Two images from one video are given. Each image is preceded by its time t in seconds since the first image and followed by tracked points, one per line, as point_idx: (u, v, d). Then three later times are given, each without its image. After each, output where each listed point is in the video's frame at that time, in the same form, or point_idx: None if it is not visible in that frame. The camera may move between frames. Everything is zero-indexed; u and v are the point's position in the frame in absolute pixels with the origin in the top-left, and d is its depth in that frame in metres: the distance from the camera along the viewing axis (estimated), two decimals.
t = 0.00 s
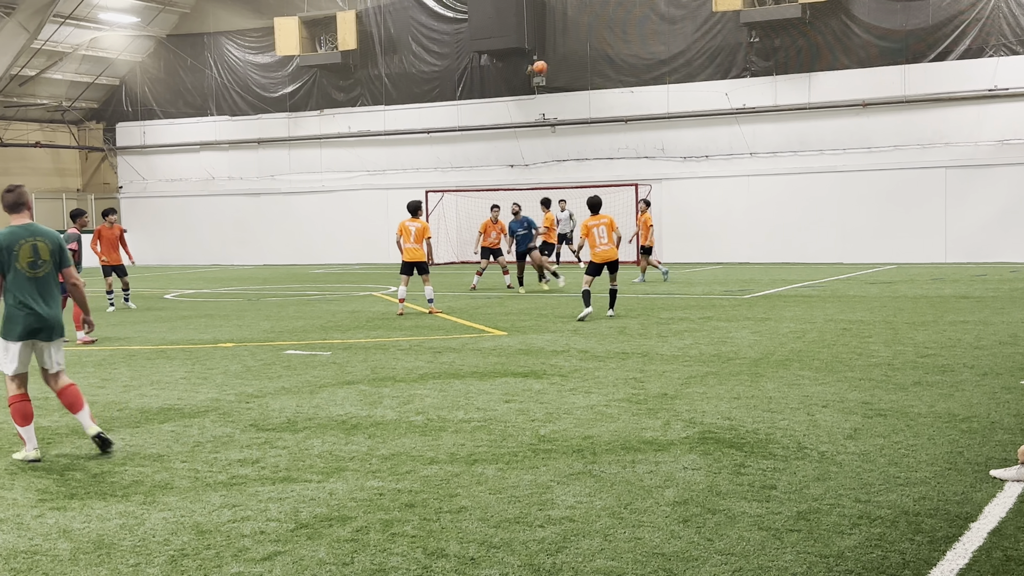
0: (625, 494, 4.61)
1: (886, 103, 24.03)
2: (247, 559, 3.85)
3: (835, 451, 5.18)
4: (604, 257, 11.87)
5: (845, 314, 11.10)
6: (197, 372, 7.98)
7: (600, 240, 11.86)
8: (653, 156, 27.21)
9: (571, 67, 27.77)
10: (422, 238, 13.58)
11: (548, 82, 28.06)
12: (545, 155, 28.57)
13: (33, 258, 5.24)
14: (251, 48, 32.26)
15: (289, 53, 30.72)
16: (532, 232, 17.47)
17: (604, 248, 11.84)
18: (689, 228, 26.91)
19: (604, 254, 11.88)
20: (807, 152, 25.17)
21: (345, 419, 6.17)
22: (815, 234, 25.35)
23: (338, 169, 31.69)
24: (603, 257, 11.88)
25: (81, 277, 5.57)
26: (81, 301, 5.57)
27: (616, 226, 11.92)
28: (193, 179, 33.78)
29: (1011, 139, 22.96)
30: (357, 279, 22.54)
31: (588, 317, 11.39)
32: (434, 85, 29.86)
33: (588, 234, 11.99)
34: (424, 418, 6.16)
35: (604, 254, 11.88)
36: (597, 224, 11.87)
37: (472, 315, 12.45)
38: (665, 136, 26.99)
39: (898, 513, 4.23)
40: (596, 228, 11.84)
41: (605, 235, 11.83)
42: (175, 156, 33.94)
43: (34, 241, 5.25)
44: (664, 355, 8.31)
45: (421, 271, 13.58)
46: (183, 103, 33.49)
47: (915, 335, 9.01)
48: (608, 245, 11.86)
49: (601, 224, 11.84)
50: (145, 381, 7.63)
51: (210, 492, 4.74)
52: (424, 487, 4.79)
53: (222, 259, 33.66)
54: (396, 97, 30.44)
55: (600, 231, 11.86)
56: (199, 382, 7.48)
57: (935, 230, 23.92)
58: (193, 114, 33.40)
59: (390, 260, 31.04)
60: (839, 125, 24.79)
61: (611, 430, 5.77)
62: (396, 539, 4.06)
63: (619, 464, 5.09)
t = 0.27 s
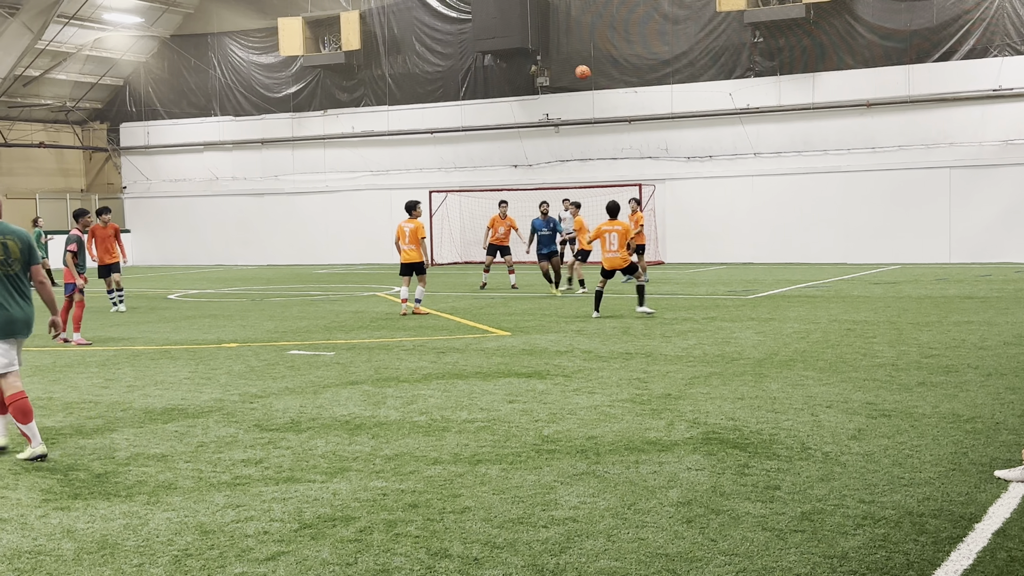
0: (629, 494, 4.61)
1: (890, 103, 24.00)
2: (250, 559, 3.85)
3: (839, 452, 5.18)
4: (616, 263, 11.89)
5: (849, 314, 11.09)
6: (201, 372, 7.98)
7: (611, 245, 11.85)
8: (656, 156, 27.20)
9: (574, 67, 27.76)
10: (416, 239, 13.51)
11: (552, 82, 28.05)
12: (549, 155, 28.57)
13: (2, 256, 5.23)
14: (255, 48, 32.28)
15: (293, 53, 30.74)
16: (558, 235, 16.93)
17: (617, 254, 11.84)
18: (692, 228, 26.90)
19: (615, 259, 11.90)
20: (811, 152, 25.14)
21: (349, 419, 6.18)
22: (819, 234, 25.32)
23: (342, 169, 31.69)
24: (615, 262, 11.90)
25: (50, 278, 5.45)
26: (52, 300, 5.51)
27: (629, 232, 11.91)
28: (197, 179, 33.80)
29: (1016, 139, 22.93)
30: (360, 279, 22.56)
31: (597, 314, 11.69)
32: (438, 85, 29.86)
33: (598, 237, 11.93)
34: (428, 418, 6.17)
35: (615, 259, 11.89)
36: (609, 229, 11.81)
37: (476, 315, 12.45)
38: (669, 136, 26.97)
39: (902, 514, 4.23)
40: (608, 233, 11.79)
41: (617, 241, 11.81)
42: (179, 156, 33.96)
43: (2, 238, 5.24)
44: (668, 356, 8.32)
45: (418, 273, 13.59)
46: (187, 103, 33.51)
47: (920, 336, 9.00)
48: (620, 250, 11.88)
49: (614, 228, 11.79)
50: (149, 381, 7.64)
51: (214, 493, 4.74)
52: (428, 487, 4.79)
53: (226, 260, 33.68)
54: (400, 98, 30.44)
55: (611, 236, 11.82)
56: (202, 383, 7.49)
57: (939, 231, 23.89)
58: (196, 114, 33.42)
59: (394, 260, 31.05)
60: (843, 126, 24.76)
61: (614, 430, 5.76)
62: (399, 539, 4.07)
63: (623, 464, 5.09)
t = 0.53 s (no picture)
0: (632, 495, 4.61)
1: (893, 103, 23.99)
2: (252, 559, 3.85)
3: (841, 452, 5.17)
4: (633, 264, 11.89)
5: (852, 314, 11.08)
6: (204, 372, 8.00)
7: (629, 246, 11.88)
8: (659, 156, 27.19)
9: (577, 67, 27.76)
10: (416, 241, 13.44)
11: (555, 82, 28.04)
12: (551, 155, 28.57)
13: None
14: (258, 49, 32.30)
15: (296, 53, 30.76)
16: (573, 246, 16.72)
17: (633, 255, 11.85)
18: (695, 228, 26.88)
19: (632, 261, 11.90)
20: (814, 152, 25.13)
21: (352, 419, 6.18)
22: (821, 235, 25.31)
23: (344, 170, 31.70)
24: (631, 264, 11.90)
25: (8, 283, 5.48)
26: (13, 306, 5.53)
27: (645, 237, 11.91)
28: (200, 180, 33.83)
29: (1019, 140, 22.91)
30: (363, 280, 22.59)
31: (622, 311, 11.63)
32: (440, 86, 29.87)
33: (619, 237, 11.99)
34: (430, 418, 6.17)
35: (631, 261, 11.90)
36: (629, 231, 11.89)
37: (479, 316, 12.46)
38: (672, 136, 26.96)
39: (905, 514, 4.22)
40: (627, 234, 11.85)
41: (635, 243, 11.85)
42: (182, 157, 33.98)
43: None
44: (670, 356, 8.32)
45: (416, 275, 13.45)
46: (189, 103, 33.53)
47: (923, 336, 8.99)
48: (637, 253, 11.88)
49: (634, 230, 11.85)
50: (152, 381, 7.65)
51: (216, 493, 4.74)
52: (430, 488, 4.79)
53: (229, 260, 33.69)
54: (402, 98, 30.45)
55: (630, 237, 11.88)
56: (205, 383, 7.49)
57: (942, 231, 23.87)
58: (199, 115, 33.45)
59: (396, 261, 31.05)
60: (846, 126, 24.75)
61: (617, 430, 5.76)
62: (401, 539, 4.06)
63: (625, 464, 5.09)
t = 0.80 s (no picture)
0: (633, 495, 4.61)
1: (894, 103, 23.99)
2: (254, 559, 3.85)
3: (843, 452, 5.18)
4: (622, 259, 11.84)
5: (853, 314, 11.07)
6: (206, 372, 8.01)
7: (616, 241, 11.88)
8: (660, 156, 27.20)
9: (578, 68, 27.77)
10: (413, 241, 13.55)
11: (556, 82, 28.04)
12: (552, 155, 28.57)
13: None
14: (259, 49, 32.32)
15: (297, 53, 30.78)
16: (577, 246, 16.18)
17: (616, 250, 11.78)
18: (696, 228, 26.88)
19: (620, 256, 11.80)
20: (815, 152, 25.13)
21: (353, 419, 6.19)
22: (823, 235, 25.30)
23: (345, 170, 31.70)
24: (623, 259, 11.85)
25: None
26: None
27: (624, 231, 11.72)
28: (201, 180, 33.85)
29: (1020, 140, 22.89)
30: (363, 280, 22.60)
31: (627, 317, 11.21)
32: (442, 86, 29.88)
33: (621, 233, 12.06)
34: (432, 418, 6.17)
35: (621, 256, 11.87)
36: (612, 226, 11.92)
37: (479, 316, 12.46)
38: (673, 137, 26.97)
39: (907, 515, 4.22)
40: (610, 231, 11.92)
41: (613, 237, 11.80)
42: (183, 157, 34.01)
43: None
44: (672, 356, 8.32)
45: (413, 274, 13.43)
46: (190, 104, 33.55)
47: (924, 336, 8.99)
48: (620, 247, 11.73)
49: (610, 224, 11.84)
50: (153, 381, 7.65)
51: (218, 493, 4.74)
52: (432, 488, 4.79)
53: (229, 260, 33.71)
54: (404, 98, 30.47)
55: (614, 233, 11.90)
56: (207, 383, 7.50)
57: (943, 232, 23.85)
58: (200, 115, 33.47)
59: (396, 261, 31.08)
60: (848, 126, 24.74)
61: (617, 431, 5.76)
62: (403, 539, 4.07)
63: (627, 464, 5.10)
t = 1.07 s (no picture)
0: (634, 495, 4.61)
1: (895, 103, 23.99)
2: (255, 559, 3.85)
3: (844, 452, 5.18)
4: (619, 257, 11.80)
5: (854, 314, 11.07)
6: (206, 372, 8.01)
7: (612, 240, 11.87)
8: (660, 156, 27.20)
9: (579, 68, 27.77)
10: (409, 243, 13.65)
11: (556, 82, 28.05)
12: (553, 155, 28.58)
13: None
14: (259, 49, 32.33)
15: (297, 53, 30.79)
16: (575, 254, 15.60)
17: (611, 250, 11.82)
18: (697, 228, 26.87)
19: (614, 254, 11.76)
20: (816, 152, 25.12)
21: (353, 419, 6.19)
22: (823, 235, 25.29)
23: (346, 170, 31.71)
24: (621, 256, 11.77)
25: None
26: None
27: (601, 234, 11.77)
28: (202, 180, 33.85)
29: (1020, 140, 22.89)
30: (363, 280, 22.60)
31: (621, 322, 10.68)
32: (442, 86, 29.88)
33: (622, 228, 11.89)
34: (432, 418, 6.17)
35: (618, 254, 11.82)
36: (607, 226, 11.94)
37: (480, 316, 12.46)
38: (673, 137, 26.96)
39: (908, 515, 4.22)
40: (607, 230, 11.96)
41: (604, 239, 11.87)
42: (183, 157, 34.01)
43: None
44: (672, 356, 8.32)
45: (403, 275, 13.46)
46: (191, 104, 33.56)
47: (925, 336, 9.00)
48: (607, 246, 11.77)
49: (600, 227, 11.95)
50: (153, 381, 7.65)
51: (218, 493, 4.74)
52: (432, 488, 4.79)
53: (229, 260, 33.72)
54: (404, 98, 30.47)
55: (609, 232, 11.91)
56: (207, 382, 7.50)
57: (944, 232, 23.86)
58: (200, 115, 33.47)
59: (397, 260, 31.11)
60: (848, 126, 24.73)
61: (618, 431, 5.76)
62: (403, 539, 4.07)
63: (627, 464, 5.10)
